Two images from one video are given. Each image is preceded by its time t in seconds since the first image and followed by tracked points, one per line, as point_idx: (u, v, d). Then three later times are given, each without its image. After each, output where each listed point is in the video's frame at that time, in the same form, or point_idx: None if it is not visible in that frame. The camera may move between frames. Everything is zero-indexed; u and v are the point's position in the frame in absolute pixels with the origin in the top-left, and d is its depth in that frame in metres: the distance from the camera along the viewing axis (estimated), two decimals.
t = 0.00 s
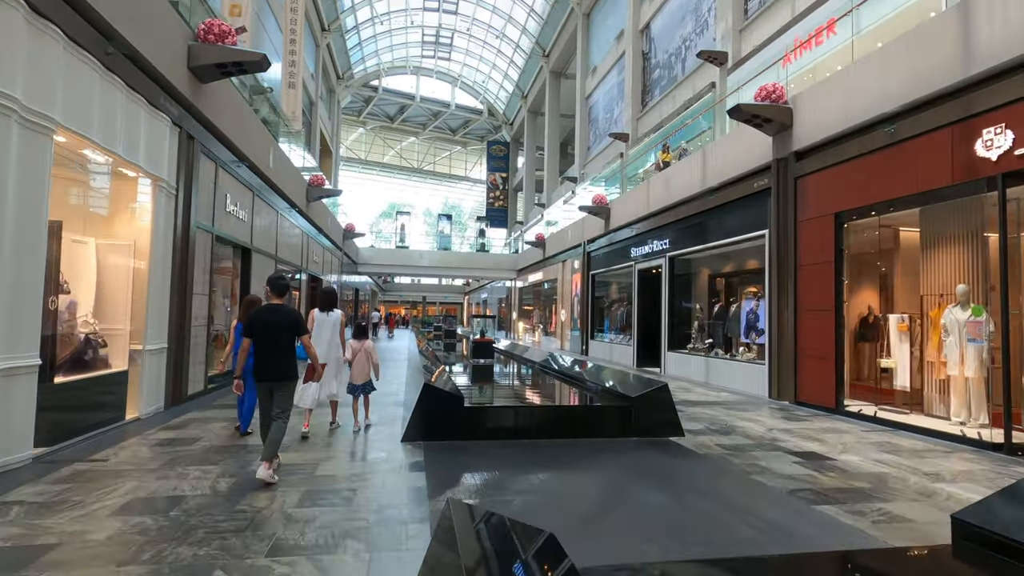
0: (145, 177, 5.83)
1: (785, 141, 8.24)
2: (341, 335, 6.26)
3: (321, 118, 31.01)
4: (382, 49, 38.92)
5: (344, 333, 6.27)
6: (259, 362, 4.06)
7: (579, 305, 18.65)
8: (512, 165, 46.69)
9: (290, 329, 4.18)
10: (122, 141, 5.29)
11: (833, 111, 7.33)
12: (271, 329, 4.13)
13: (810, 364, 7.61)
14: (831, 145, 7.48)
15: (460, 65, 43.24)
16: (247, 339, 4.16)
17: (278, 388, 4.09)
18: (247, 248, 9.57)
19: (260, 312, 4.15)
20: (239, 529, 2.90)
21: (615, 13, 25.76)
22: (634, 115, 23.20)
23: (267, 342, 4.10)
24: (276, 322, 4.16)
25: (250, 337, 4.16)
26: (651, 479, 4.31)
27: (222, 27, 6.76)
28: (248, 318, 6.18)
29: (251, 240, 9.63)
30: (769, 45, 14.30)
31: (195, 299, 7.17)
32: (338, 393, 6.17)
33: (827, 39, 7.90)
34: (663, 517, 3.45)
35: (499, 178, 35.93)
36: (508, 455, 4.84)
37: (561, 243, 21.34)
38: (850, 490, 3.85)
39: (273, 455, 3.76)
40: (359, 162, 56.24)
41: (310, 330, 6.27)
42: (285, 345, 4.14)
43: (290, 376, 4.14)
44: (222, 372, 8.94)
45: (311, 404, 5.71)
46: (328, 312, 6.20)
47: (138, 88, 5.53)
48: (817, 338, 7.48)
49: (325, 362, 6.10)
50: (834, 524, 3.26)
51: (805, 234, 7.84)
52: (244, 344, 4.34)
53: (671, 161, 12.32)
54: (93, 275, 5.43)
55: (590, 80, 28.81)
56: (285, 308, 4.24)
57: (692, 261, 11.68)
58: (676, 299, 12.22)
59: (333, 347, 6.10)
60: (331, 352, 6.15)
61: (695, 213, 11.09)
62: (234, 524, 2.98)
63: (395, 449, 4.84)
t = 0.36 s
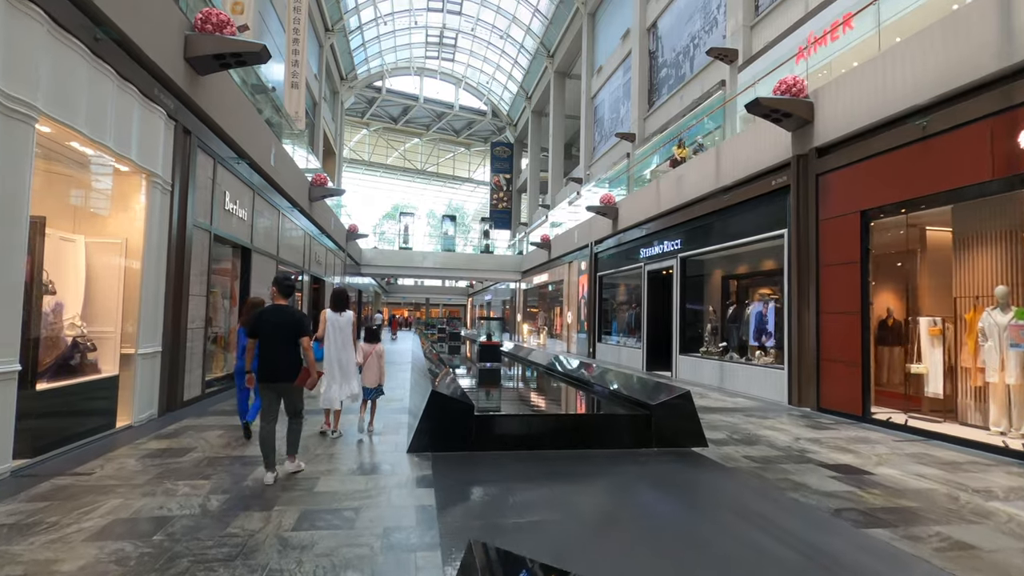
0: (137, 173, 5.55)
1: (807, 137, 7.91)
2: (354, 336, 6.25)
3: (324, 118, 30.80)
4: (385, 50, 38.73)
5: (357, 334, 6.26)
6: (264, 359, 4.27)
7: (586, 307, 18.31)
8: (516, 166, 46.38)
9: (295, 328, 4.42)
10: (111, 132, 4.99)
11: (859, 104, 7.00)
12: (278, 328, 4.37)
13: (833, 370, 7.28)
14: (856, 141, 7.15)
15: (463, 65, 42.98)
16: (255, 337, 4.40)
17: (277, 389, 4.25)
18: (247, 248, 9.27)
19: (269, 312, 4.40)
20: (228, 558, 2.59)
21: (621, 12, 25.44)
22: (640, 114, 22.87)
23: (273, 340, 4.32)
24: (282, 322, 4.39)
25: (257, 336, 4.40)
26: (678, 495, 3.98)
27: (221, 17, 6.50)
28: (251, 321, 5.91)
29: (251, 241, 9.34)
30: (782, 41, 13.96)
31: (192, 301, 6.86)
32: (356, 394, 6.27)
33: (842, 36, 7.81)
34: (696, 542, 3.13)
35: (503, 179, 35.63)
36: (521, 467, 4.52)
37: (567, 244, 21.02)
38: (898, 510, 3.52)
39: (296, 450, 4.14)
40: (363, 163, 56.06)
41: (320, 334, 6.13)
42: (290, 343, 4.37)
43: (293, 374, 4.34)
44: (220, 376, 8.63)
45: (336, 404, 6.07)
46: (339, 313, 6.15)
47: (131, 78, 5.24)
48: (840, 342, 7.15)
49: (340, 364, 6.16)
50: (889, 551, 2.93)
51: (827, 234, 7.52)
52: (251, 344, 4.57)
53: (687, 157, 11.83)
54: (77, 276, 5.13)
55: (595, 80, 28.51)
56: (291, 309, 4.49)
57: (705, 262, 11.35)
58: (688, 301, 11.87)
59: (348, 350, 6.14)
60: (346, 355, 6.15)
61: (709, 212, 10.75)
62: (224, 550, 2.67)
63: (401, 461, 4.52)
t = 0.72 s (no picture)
0: (120, 168, 5.23)
1: (823, 131, 7.58)
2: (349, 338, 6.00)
3: (325, 120, 30.55)
4: (386, 51, 38.51)
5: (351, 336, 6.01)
6: (265, 362, 4.16)
7: (590, 309, 17.97)
8: (518, 168, 46.07)
9: (298, 332, 4.30)
10: (91, 123, 4.68)
11: (881, 95, 6.66)
12: (281, 331, 4.26)
13: (854, 374, 6.95)
14: (877, 134, 6.82)
15: (464, 67, 42.76)
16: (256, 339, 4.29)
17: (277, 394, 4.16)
18: (242, 248, 8.96)
19: (271, 315, 4.30)
20: None
21: (624, 11, 25.17)
22: (644, 114, 22.55)
23: (275, 343, 4.21)
24: (285, 324, 4.28)
25: (258, 339, 4.29)
26: (702, 512, 3.64)
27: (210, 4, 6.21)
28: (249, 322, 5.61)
29: (245, 241, 9.02)
30: (790, 36, 13.64)
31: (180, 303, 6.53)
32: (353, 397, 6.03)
33: (853, 29, 7.55)
34: (727, 567, 2.79)
35: (504, 180, 35.32)
36: (530, 480, 4.18)
37: (570, 246, 20.69)
38: (948, 532, 3.18)
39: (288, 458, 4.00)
40: (364, 165, 55.84)
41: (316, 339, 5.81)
42: (293, 347, 4.26)
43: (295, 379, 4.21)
44: (213, 382, 8.29)
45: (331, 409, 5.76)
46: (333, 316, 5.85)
47: (112, 65, 4.92)
48: (861, 346, 6.82)
49: (336, 369, 5.87)
50: None
51: (846, 232, 7.18)
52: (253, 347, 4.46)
53: (699, 151, 11.36)
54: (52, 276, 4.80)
55: (597, 80, 28.22)
56: (295, 312, 4.38)
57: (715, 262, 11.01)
58: (697, 303, 11.52)
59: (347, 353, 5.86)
60: (345, 359, 5.89)
61: (719, 210, 10.42)
62: None
63: (399, 474, 4.18)
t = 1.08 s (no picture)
0: (106, 161, 4.94)
1: (847, 125, 7.22)
2: (347, 340, 5.85)
3: (329, 121, 30.34)
4: (390, 53, 38.34)
5: (349, 338, 5.87)
6: (270, 367, 3.97)
7: (596, 313, 17.62)
8: (522, 170, 45.77)
9: (303, 333, 4.17)
10: (70, 113, 4.36)
11: (911, 86, 6.30)
12: (285, 334, 4.10)
13: (880, 380, 6.57)
14: (906, 127, 6.45)
15: (468, 69, 42.57)
16: (257, 344, 4.08)
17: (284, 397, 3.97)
18: (239, 249, 8.64)
19: (273, 318, 4.11)
20: None
21: (630, 10, 24.83)
22: (651, 114, 22.22)
23: (279, 347, 4.04)
24: (289, 327, 4.12)
25: (260, 341, 4.07)
26: (733, 535, 3.29)
27: None
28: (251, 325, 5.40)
29: (242, 241, 8.73)
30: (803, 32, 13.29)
31: (171, 305, 6.22)
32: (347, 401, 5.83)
33: (870, 23, 7.32)
34: None
35: (508, 182, 35.03)
36: (542, 499, 3.83)
37: (576, 248, 20.36)
38: (1014, 563, 2.83)
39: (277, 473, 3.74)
40: (367, 168, 55.71)
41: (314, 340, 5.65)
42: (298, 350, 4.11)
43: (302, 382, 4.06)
44: (208, 388, 7.96)
45: (321, 413, 5.51)
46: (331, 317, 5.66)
47: (96, 52, 4.63)
48: (888, 350, 6.46)
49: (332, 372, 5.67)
50: None
51: (872, 230, 6.82)
52: (251, 351, 4.24)
53: (716, 144, 10.81)
54: (31, 275, 4.55)
55: (603, 81, 27.91)
56: (296, 314, 4.23)
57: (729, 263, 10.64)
58: (709, 305, 11.16)
59: (344, 357, 5.65)
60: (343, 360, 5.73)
61: (732, 210, 10.06)
62: None
63: (400, 491, 3.84)
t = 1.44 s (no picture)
0: (85, 153, 4.63)
1: (870, 119, 6.88)
2: (353, 345, 5.57)
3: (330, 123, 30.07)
4: (392, 54, 38.12)
5: (356, 342, 5.61)
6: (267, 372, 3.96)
7: (601, 315, 17.28)
8: (524, 171, 45.43)
9: (297, 336, 4.12)
10: (44, 102, 4.05)
11: (939, 76, 5.97)
12: (279, 338, 4.06)
13: (908, 386, 6.21)
14: (934, 119, 6.11)
15: (470, 70, 42.33)
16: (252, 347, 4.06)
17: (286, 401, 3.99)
18: (233, 250, 8.33)
19: (266, 322, 4.06)
20: None
21: (634, 9, 24.54)
22: (656, 113, 21.89)
23: (275, 352, 4.00)
24: (283, 331, 4.07)
25: (255, 347, 4.03)
26: (772, 563, 2.95)
27: None
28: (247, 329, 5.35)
29: (237, 242, 8.43)
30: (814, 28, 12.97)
31: (159, 306, 5.90)
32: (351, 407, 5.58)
33: (884, 17, 7.08)
34: None
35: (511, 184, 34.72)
36: (556, 520, 3.49)
37: (580, 249, 20.03)
38: None
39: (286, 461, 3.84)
40: (369, 170, 55.50)
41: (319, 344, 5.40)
42: (294, 353, 4.08)
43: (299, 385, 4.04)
44: (200, 394, 7.62)
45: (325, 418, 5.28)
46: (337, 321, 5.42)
47: (74, 36, 4.32)
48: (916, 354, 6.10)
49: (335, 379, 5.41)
50: None
51: (897, 228, 6.47)
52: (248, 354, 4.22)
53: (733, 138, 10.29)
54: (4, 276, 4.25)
55: (606, 81, 27.61)
56: (291, 316, 4.17)
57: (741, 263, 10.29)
58: (720, 308, 10.80)
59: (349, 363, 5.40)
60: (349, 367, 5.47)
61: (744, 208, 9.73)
62: None
63: (400, 511, 3.50)
